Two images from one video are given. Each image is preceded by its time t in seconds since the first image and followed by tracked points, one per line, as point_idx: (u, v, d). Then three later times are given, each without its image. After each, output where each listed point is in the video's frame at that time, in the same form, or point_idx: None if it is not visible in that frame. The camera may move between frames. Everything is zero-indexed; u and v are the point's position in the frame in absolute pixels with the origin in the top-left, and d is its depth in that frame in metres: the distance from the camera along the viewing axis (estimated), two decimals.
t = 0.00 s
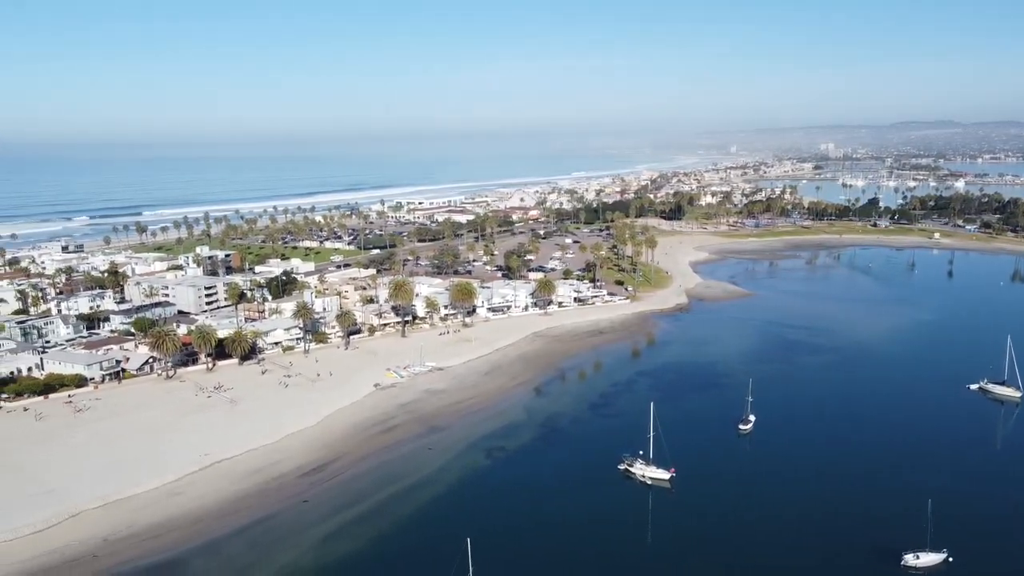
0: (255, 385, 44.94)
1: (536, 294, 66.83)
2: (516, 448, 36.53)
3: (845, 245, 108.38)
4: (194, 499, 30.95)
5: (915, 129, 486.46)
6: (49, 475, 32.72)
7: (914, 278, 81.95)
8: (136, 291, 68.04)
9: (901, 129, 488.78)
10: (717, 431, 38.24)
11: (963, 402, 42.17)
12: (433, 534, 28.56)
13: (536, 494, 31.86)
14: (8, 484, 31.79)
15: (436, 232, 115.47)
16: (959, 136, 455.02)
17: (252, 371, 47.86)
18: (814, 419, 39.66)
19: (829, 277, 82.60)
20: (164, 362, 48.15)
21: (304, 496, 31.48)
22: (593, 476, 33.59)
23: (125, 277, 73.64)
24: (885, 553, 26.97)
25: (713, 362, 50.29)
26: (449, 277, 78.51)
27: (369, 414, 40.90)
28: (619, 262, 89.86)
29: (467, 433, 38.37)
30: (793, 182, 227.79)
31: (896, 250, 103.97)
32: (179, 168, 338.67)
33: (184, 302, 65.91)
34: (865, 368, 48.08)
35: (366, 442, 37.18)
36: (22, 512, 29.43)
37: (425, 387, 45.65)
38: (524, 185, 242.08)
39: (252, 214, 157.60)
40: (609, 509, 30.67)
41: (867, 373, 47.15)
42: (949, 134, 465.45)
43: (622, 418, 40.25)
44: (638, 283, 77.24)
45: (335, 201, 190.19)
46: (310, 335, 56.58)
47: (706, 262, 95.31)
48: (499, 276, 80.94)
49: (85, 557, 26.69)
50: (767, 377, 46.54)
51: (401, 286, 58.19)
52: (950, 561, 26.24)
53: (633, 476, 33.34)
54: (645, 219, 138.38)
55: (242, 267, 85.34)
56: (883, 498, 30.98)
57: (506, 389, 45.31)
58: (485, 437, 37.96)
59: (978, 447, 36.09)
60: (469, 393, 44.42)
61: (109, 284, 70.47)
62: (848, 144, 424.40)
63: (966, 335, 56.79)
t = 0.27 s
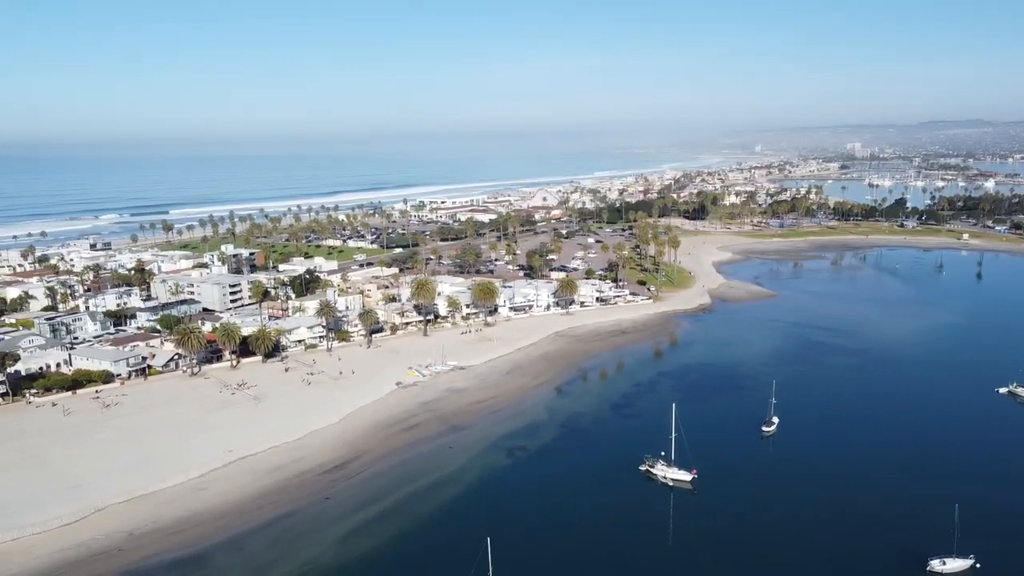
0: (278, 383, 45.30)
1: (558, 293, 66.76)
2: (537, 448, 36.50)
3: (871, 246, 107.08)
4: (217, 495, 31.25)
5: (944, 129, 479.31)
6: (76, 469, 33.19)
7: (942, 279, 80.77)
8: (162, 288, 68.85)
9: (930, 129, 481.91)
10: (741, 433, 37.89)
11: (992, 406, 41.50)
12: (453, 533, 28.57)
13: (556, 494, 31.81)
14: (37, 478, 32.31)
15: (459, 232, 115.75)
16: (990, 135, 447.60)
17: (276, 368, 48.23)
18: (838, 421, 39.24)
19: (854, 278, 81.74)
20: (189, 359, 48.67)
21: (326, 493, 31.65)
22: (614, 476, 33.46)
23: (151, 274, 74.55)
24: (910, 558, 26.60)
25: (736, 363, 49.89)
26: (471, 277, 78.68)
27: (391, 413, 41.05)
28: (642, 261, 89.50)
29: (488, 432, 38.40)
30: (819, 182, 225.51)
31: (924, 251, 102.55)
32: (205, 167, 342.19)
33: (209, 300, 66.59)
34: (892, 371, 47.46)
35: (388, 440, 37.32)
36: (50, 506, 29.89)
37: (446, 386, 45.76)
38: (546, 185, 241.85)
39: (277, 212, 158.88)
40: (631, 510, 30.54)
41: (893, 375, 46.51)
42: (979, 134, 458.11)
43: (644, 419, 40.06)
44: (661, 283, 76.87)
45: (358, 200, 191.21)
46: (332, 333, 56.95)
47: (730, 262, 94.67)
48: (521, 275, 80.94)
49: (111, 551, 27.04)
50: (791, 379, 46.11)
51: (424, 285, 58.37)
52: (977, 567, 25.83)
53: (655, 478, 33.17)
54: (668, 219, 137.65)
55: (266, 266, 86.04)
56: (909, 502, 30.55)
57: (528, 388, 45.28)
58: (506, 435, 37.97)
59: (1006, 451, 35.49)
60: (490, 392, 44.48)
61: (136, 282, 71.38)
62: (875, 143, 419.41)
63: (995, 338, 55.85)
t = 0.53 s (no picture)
0: (302, 381, 45.61)
1: (581, 293, 66.65)
2: (558, 448, 36.42)
3: (899, 247, 105.71)
4: (240, 492, 31.52)
5: (974, 129, 472.05)
6: (103, 464, 33.65)
7: (971, 282, 79.53)
8: (188, 286, 69.59)
9: (959, 129, 474.84)
10: (764, 435, 37.55)
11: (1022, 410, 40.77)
12: (474, 533, 28.57)
13: (577, 495, 31.71)
14: (65, 472, 32.80)
15: (482, 231, 115.90)
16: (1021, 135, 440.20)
17: (299, 366, 48.55)
18: (863, 424, 38.75)
19: (881, 279, 80.80)
20: (214, 356, 49.13)
21: (348, 491, 31.79)
22: (636, 477, 33.31)
23: (177, 272, 75.38)
24: (936, 564, 26.20)
25: (760, 364, 49.46)
26: (494, 276, 78.79)
27: (413, 411, 41.20)
28: (665, 262, 89.08)
29: (509, 432, 38.40)
30: (845, 182, 222.99)
31: (953, 252, 101.03)
32: (231, 166, 345.54)
33: (234, 298, 67.19)
34: (919, 374, 46.80)
35: (410, 439, 37.44)
36: (77, 500, 30.32)
37: (468, 385, 45.83)
38: (569, 184, 241.29)
39: (301, 211, 160.09)
40: (652, 511, 30.39)
41: (921, 378, 45.87)
42: (1010, 134, 450.64)
43: (667, 420, 39.83)
44: (684, 284, 76.47)
45: (382, 200, 192.02)
46: (355, 332, 57.30)
47: (754, 262, 93.94)
48: (543, 275, 80.88)
49: (136, 545, 27.36)
50: (815, 381, 45.60)
51: (446, 285, 58.52)
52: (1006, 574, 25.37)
53: (677, 479, 32.98)
54: (692, 219, 136.78)
55: (290, 264, 86.67)
56: (936, 507, 30.10)
57: (550, 388, 45.21)
58: (527, 435, 37.94)
59: None
60: (512, 392, 44.47)
61: (162, 279, 72.20)
62: (903, 143, 413.97)
63: None
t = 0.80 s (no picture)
0: (325, 379, 45.87)
1: (603, 293, 66.45)
2: (580, 448, 36.31)
3: (927, 248, 104.29)
4: (263, 489, 31.76)
5: (1004, 128, 464.51)
6: (129, 460, 34.08)
7: (1001, 284, 78.23)
8: (214, 284, 70.32)
9: (989, 128, 467.52)
10: (788, 438, 37.18)
11: None
12: (495, 533, 28.55)
13: (598, 496, 31.59)
14: (92, 467, 33.25)
15: (504, 231, 115.92)
16: None
17: (322, 364, 48.86)
18: (890, 428, 38.23)
19: (908, 281, 79.74)
20: (238, 354, 49.59)
21: (369, 489, 31.92)
22: (657, 479, 33.13)
23: (203, 270, 76.22)
24: (964, 571, 25.78)
25: (784, 366, 48.98)
26: (516, 276, 78.79)
27: (435, 410, 41.30)
28: (689, 262, 88.55)
29: (530, 432, 38.33)
30: (872, 182, 220.33)
31: (983, 254, 99.41)
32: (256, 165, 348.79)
33: (258, 296, 67.79)
34: (947, 377, 46.11)
35: (431, 437, 37.51)
36: (103, 495, 30.72)
37: (490, 385, 45.85)
38: (592, 184, 240.60)
39: (325, 210, 161.10)
40: (675, 513, 30.20)
41: (949, 382, 45.18)
42: None
43: (689, 422, 39.57)
44: (707, 285, 75.98)
45: (405, 199, 192.72)
46: (378, 331, 57.56)
47: (779, 263, 93.12)
48: (566, 275, 80.73)
49: (160, 540, 27.66)
50: (841, 384, 45.07)
51: (468, 284, 58.58)
52: None
53: (699, 481, 32.72)
54: (716, 219, 135.82)
55: (313, 263, 87.27)
56: (964, 513, 29.61)
57: (571, 389, 45.10)
58: (549, 435, 37.89)
59: None
60: (533, 392, 44.43)
61: (188, 277, 73.00)
62: (932, 143, 408.38)
63: None
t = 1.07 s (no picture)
0: (347, 378, 46.11)
1: (625, 294, 66.23)
2: (601, 449, 36.19)
3: (955, 250, 102.84)
4: (286, 486, 32.00)
5: None
6: (155, 456, 34.45)
7: None
8: (238, 283, 70.97)
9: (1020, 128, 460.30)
10: (812, 441, 36.80)
11: None
12: (516, 533, 28.54)
13: (619, 497, 31.46)
14: (118, 463, 33.68)
15: (526, 231, 115.90)
16: None
17: (345, 363, 49.14)
18: (916, 431, 37.69)
19: (935, 283, 78.71)
20: (262, 352, 49.99)
21: (391, 488, 32.04)
22: (680, 481, 32.92)
23: (228, 269, 76.92)
24: None
25: (809, 369, 48.49)
26: (538, 276, 78.74)
27: (457, 410, 41.36)
28: (712, 263, 88.01)
29: (552, 433, 38.27)
30: (899, 183, 217.69)
31: (1012, 256, 97.82)
32: (281, 165, 351.68)
33: (282, 295, 68.33)
34: (975, 380, 45.40)
35: (453, 437, 37.57)
36: (129, 490, 31.09)
37: (512, 385, 45.85)
38: (614, 184, 240.05)
39: (348, 210, 161.97)
40: (697, 516, 30.00)
41: (978, 385, 44.50)
42: None
43: (711, 424, 39.30)
44: (731, 286, 75.47)
45: (427, 199, 193.33)
46: (400, 330, 57.77)
47: (804, 265, 92.29)
48: (588, 275, 80.55)
49: (185, 536, 27.94)
50: (866, 387, 44.53)
51: (491, 284, 58.61)
52: None
53: (722, 484, 32.46)
54: (740, 220, 134.85)
55: (337, 263, 87.82)
56: (992, 519, 29.13)
57: (593, 390, 44.95)
58: (570, 436, 37.80)
59: None
60: (555, 392, 44.35)
61: (213, 276, 73.75)
62: (961, 143, 402.92)
63: None
